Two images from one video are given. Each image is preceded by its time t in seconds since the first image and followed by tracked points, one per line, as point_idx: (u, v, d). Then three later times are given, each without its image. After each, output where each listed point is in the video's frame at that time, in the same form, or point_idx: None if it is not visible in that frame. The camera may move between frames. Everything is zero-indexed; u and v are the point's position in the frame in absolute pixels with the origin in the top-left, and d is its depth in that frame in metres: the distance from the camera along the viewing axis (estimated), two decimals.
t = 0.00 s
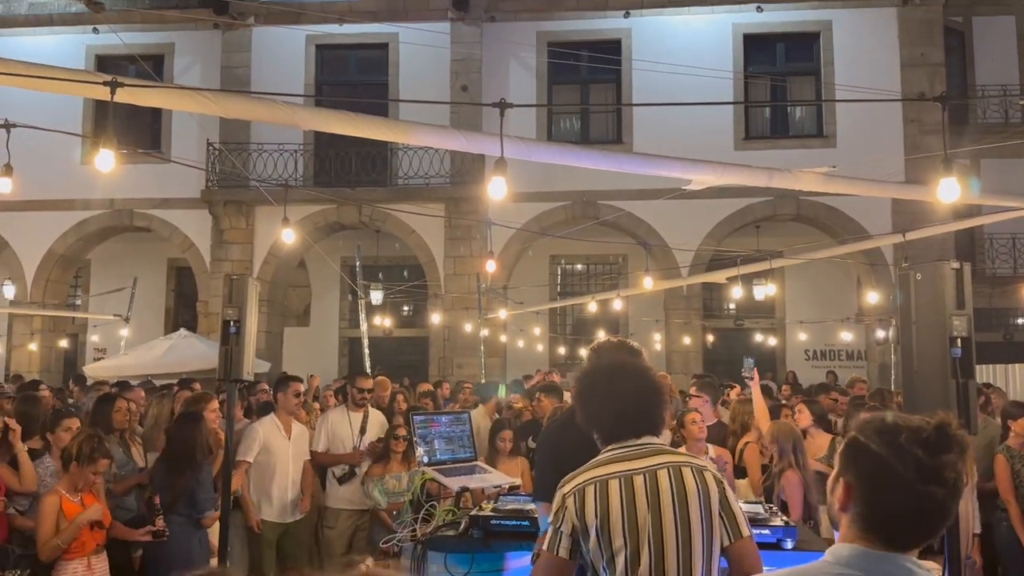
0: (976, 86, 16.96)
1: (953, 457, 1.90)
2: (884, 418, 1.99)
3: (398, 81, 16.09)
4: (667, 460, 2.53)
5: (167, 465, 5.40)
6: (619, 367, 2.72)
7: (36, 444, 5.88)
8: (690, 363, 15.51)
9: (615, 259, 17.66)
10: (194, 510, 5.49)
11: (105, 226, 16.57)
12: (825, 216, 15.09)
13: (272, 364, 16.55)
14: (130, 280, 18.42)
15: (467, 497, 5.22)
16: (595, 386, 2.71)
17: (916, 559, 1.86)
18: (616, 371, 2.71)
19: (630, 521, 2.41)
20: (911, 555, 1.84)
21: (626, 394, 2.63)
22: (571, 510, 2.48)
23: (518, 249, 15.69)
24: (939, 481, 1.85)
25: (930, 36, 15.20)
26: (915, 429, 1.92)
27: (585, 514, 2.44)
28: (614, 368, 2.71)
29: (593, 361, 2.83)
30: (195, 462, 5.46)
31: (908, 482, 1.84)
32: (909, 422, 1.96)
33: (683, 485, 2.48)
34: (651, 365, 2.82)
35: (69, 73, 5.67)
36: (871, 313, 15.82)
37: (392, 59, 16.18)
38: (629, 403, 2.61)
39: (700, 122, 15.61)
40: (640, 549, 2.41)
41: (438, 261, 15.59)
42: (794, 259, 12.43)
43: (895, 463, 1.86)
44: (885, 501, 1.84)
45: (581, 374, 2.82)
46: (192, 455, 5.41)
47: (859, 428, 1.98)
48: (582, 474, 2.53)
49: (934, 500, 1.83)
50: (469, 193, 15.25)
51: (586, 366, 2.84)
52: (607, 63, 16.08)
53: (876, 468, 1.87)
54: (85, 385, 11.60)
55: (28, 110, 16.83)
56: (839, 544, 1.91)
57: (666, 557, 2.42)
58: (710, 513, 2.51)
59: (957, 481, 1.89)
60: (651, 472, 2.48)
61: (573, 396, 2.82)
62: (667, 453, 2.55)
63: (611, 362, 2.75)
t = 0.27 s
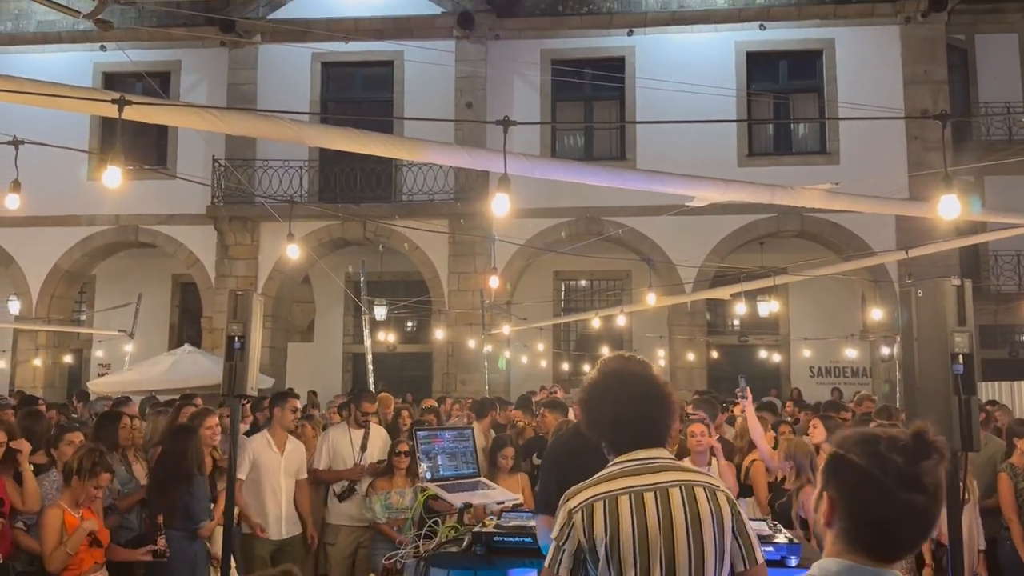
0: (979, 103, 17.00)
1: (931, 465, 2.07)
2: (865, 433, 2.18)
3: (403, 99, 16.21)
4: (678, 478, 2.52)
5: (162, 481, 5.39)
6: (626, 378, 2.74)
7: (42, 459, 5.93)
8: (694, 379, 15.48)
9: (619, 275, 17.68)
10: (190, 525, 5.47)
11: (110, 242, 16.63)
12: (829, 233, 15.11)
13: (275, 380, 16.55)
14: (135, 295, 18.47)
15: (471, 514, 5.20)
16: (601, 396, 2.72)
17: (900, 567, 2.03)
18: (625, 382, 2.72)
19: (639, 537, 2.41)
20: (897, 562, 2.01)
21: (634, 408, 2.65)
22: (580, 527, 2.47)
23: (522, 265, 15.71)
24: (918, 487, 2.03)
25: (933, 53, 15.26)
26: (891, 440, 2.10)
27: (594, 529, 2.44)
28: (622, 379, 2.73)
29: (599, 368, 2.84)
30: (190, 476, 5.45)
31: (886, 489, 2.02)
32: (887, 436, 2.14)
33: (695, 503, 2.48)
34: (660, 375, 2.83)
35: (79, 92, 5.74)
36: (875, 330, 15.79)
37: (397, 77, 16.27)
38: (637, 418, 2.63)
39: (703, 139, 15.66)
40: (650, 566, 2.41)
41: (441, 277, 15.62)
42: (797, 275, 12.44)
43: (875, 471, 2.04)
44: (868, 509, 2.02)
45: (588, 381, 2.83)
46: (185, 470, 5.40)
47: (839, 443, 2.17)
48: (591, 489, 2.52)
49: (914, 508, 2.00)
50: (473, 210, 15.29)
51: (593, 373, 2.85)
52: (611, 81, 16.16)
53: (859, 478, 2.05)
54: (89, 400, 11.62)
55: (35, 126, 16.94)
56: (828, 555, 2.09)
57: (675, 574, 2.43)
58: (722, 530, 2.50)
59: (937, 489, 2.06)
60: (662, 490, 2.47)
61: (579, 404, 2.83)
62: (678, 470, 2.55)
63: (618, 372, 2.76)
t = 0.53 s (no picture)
0: (981, 120, 17.04)
1: (857, 488, 2.12)
2: (795, 458, 2.23)
3: (407, 115, 16.29)
4: (678, 495, 2.55)
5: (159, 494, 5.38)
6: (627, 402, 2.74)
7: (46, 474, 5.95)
8: (698, 395, 15.45)
9: (622, 290, 17.69)
10: (181, 536, 5.40)
11: (115, 257, 16.69)
12: (832, 249, 15.13)
13: (278, 395, 16.54)
14: (139, 310, 18.51)
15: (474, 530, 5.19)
16: (603, 421, 2.71)
17: None
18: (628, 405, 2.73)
19: (643, 554, 2.41)
20: None
21: (638, 431, 2.65)
22: (581, 545, 2.46)
23: (525, 280, 15.73)
24: (843, 512, 2.08)
25: (935, 70, 15.31)
26: (819, 465, 2.15)
27: (596, 546, 2.43)
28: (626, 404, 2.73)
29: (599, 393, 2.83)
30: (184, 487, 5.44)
31: (811, 515, 2.07)
32: (816, 459, 2.19)
33: (696, 520, 2.51)
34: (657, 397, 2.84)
35: (86, 110, 5.80)
36: (879, 346, 15.76)
37: (401, 93, 16.36)
38: (641, 437, 2.64)
39: (706, 155, 15.71)
40: None
41: (444, 292, 15.63)
42: (800, 291, 12.44)
43: (801, 497, 2.09)
44: (797, 535, 2.07)
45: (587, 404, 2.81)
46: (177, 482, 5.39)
47: (773, 469, 2.22)
48: (592, 505, 2.52)
49: (839, 532, 2.05)
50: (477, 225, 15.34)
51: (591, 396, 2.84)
52: (613, 97, 16.23)
53: (786, 507, 2.11)
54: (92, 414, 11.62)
55: (41, 142, 17.04)
56: None
57: None
58: (726, 544, 2.54)
59: (862, 511, 2.11)
60: (664, 506, 2.50)
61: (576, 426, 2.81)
62: (679, 487, 2.58)
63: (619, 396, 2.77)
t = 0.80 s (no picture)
0: (982, 137, 17.09)
1: (776, 486, 2.19)
2: (728, 463, 2.34)
3: (410, 132, 16.36)
4: (666, 513, 2.56)
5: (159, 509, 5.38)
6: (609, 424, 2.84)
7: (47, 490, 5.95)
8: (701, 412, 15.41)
9: (623, 306, 17.69)
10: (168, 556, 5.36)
11: (119, 273, 16.72)
12: (834, 265, 15.14)
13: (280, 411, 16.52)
14: (141, 326, 18.52)
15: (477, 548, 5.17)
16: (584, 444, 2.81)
17: None
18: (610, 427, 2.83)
19: (635, 575, 2.39)
20: None
21: (619, 450, 2.74)
22: (570, 567, 2.47)
23: (527, 296, 15.75)
24: (766, 509, 2.16)
25: (936, 88, 15.38)
26: (742, 468, 2.26)
27: (585, 566, 2.43)
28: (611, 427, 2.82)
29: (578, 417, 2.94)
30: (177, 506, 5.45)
31: (736, 517, 2.17)
32: (743, 463, 2.30)
33: (687, 536, 2.50)
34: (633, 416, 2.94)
35: (95, 128, 5.88)
36: (882, 363, 15.74)
37: (405, 110, 16.43)
38: (613, 455, 2.73)
39: (707, 172, 15.76)
40: None
41: (447, 307, 15.64)
42: (803, 308, 12.44)
43: (725, 502, 2.20)
44: (727, 537, 2.16)
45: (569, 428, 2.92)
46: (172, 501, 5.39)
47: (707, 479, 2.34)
48: (580, 527, 2.54)
49: (765, 528, 2.14)
50: (479, 241, 15.38)
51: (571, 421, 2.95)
52: (615, 114, 16.30)
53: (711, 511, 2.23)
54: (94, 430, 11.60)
55: (46, 158, 17.12)
56: None
57: None
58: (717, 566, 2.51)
59: (790, 507, 2.18)
60: (654, 524, 2.50)
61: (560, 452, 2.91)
62: (665, 505, 2.58)
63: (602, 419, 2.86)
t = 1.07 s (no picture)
0: (983, 155, 17.15)
1: (768, 535, 2.53)
2: (715, 509, 2.66)
3: (413, 149, 16.42)
4: (635, 525, 2.53)
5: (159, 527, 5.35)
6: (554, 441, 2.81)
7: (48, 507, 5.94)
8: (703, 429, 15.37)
9: (625, 322, 17.69)
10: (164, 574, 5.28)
11: (121, 289, 16.75)
12: (836, 282, 15.15)
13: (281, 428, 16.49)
14: (143, 342, 18.53)
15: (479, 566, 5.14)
16: (527, 460, 2.77)
17: None
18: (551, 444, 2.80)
19: None
20: None
21: (564, 463, 2.72)
22: None
23: (529, 312, 15.75)
24: (753, 557, 2.51)
25: (936, 106, 15.45)
26: (728, 516, 2.58)
27: None
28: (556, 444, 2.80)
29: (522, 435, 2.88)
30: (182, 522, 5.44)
31: (725, 564, 2.52)
32: (729, 509, 2.62)
33: (657, 546, 2.50)
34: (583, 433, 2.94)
35: (103, 146, 5.98)
36: (885, 380, 15.71)
37: (407, 127, 16.50)
38: (570, 466, 2.72)
39: (708, 190, 15.81)
40: None
41: (448, 324, 15.65)
42: (804, 325, 12.44)
43: (715, 550, 2.55)
44: None
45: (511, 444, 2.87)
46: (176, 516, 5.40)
47: (695, 521, 2.67)
48: (564, 540, 2.44)
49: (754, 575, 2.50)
50: (480, 257, 15.40)
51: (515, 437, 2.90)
52: (616, 132, 16.37)
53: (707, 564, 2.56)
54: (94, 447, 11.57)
55: (49, 175, 17.18)
56: None
57: None
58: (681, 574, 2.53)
59: (773, 551, 2.54)
60: (629, 536, 2.46)
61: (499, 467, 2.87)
62: (631, 516, 2.57)
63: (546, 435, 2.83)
